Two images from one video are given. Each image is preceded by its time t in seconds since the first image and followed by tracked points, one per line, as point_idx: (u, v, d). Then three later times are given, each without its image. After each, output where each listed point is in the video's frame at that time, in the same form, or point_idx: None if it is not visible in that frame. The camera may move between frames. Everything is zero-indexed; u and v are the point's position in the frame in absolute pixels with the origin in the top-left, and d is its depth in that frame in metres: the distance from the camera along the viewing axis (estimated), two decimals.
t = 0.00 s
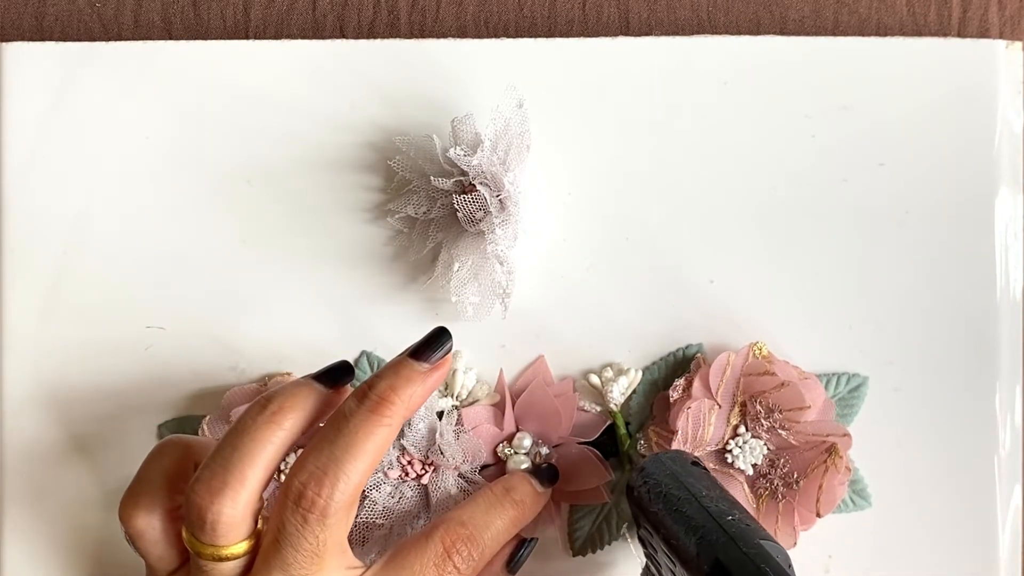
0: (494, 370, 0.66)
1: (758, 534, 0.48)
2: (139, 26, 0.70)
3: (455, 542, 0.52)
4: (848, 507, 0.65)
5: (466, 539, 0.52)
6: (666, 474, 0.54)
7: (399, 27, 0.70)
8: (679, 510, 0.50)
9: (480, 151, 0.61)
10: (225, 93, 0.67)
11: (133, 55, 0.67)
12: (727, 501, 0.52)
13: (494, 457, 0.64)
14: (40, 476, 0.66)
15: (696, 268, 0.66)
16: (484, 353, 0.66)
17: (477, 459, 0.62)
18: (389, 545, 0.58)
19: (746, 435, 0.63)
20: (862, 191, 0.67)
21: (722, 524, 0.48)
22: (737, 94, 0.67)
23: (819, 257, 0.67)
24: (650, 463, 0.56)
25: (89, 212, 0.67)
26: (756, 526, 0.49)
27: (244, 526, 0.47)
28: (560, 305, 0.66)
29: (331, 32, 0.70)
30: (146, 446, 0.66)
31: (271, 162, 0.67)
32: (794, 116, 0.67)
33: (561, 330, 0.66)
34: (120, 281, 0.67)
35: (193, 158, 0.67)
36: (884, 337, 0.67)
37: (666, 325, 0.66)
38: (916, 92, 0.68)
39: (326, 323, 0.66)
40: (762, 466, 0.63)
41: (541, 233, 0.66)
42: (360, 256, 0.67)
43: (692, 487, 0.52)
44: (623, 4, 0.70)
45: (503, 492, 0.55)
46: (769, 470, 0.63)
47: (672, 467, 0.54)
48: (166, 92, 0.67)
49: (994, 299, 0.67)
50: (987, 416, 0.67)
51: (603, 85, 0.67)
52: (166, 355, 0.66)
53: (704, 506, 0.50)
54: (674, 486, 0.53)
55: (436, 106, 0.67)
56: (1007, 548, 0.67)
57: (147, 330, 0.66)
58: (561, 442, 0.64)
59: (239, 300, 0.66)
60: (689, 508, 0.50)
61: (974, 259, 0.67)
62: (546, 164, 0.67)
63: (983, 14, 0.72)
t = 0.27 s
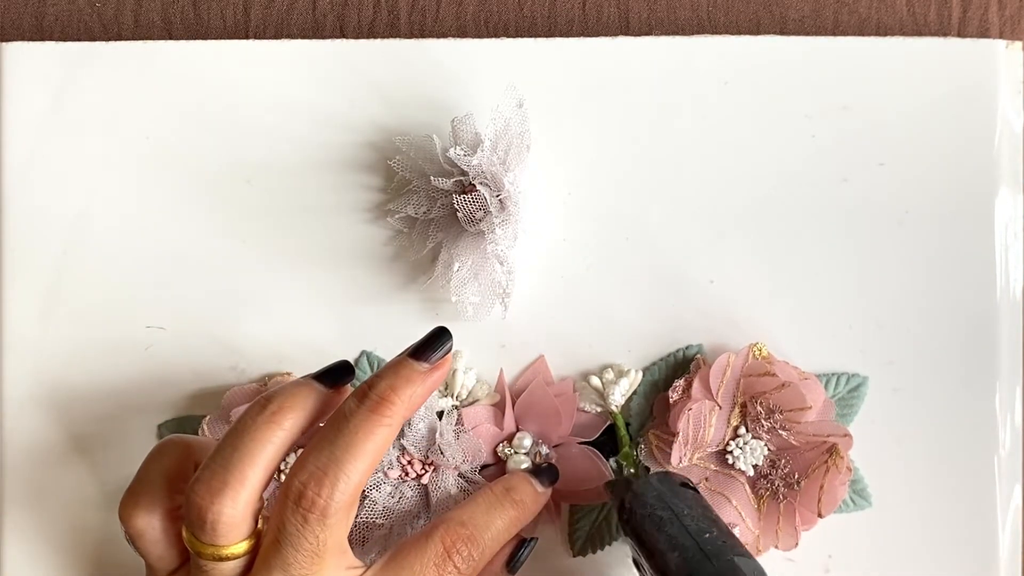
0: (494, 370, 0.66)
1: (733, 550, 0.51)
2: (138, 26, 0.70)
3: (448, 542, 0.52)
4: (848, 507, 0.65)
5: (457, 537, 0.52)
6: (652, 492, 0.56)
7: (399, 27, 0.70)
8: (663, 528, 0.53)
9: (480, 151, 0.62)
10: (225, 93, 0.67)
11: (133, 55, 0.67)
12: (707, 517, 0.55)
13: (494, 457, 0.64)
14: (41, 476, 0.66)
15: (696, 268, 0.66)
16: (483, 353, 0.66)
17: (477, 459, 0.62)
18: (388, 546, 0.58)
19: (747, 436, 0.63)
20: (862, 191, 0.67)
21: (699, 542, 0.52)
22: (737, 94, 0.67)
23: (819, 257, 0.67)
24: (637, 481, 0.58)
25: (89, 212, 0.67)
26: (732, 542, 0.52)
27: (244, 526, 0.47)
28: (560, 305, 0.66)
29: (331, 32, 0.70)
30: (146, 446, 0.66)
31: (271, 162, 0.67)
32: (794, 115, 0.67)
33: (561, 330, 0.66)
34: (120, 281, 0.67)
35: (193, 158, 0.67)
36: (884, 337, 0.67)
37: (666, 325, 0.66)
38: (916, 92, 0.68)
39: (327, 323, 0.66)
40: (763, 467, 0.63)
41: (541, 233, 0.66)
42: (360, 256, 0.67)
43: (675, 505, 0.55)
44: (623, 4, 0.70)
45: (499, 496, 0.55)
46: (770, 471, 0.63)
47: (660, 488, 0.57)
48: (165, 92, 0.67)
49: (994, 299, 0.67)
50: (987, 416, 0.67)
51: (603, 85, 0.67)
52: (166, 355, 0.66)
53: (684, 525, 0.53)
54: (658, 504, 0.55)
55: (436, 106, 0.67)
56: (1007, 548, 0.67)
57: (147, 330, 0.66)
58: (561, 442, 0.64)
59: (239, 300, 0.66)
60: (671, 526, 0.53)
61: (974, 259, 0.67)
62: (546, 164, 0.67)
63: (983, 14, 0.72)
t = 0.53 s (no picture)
0: (494, 370, 0.66)
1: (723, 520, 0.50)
2: (138, 26, 0.70)
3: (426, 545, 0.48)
4: (848, 507, 0.65)
5: (435, 540, 0.48)
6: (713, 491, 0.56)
7: (399, 27, 0.70)
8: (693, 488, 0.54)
9: (480, 151, 0.62)
10: (225, 93, 0.67)
11: (134, 55, 0.67)
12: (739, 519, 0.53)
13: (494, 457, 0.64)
14: (41, 476, 0.66)
15: (697, 268, 0.66)
16: (483, 353, 0.66)
17: (477, 458, 0.62)
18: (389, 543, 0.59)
19: (747, 436, 0.63)
20: (862, 191, 0.67)
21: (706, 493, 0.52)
22: (737, 94, 0.67)
23: (819, 257, 0.67)
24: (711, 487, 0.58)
25: (89, 212, 0.67)
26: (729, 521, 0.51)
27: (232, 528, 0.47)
28: (560, 305, 0.66)
29: (331, 32, 0.70)
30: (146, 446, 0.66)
31: (271, 162, 0.67)
32: (794, 116, 0.67)
33: (561, 330, 0.66)
34: (120, 281, 0.67)
35: (193, 158, 0.67)
36: (884, 338, 0.67)
37: (667, 325, 0.66)
38: (916, 92, 0.68)
39: (326, 323, 0.66)
40: (763, 467, 0.63)
41: (541, 232, 0.66)
42: (360, 256, 0.67)
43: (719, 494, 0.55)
44: (623, 4, 0.70)
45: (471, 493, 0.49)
46: (770, 471, 0.63)
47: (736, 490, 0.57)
48: (166, 92, 0.67)
49: (995, 299, 0.67)
50: (988, 416, 0.67)
51: (603, 85, 0.67)
52: (166, 355, 0.66)
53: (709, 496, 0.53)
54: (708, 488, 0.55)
55: (436, 106, 0.67)
56: (1007, 548, 0.67)
57: (147, 330, 0.66)
58: (561, 442, 0.64)
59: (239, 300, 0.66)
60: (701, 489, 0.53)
61: (975, 259, 0.67)
62: (546, 164, 0.67)
63: (982, 14, 0.72)
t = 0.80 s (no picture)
0: (494, 370, 0.66)
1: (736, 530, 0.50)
2: (138, 26, 0.70)
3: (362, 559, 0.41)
4: (849, 507, 0.65)
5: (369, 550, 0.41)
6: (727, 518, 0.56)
7: (399, 27, 0.70)
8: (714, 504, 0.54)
9: (480, 151, 0.62)
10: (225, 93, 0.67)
11: (134, 55, 0.67)
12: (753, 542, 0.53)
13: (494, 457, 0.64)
14: (41, 477, 0.66)
15: (697, 268, 0.66)
16: (483, 353, 0.66)
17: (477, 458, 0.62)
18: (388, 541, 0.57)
19: (747, 436, 0.63)
20: (861, 191, 0.67)
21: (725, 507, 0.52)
22: (737, 94, 0.67)
23: (819, 257, 0.67)
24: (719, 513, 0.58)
25: (89, 212, 0.67)
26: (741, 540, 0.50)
27: (197, 535, 0.44)
28: (560, 305, 0.66)
29: (331, 32, 0.70)
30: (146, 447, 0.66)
31: (271, 162, 0.67)
32: (793, 116, 0.67)
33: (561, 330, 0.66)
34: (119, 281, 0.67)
35: (193, 158, 0.67)
36: (884, 338, 0.67)
37: (667, 325, 0.66)
38: (916, 92, 0.68)
39: (326, 323, 0.66)
40: (764, 467, 0.63)
41: (541, 232, 0.66)
42: (359, 256, 0.66)
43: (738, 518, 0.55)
44: (623, 4, 0.70)
45: (397, 494, 0.42)
46: (770, 471, 0.63)
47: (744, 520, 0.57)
48: (166, 92, 0.67)
49: (994, 299, 0.67)
50: (988, 416, 0.67)
51: (603, 85, 0.67)
52: (166, 354, 0.66)
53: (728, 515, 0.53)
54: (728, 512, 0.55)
55: (436, 106, 0.67)
56: (1007, 548, 0.67)
57: (147, 330, 0.66)
58: (561, 442, 0.64)
59: (239, 300, 0.66)
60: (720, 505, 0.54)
61: (975, 258, 0.67)
62: (546, 164, 0.67)
63: (982, 14, 0.72)
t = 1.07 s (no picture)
0: (494, 370, 0.66)
1: None
2: (138, 26, 0.70)
3: (295, 536, 0.41)
4: (849, 508, 0.65)
5: (301, 526, 0.41)
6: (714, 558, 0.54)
7: (399, 27, 0.70)
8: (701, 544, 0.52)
9: (480, 151, 0.62)
10: (225, 93, 0.67)
11: (134, 56, 0.67)
12: None
13: (494, 457, 0.64)
14: (40, 477, 0.66)
15: (697, 268, 0.66)
16: (483, 353, 0.66)
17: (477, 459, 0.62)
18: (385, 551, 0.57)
19: (747, 436, 0.63)
20: (862, 191, 0.67)
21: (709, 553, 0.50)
22: (737, 94, 0.67)
23: (819, 257, 0.67)
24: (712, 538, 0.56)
25: (90, 213, 0.67)
26: None
27: (143, 518, 0.44)
28: (560, 305, 0.66)
29: (331, 32, 0.70)
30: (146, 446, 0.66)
31: (272, 162, 0.67)
32: (794, 116, 0.67)
33: (561, 330, 0.66)
34: (120, 281, 0.67)
35: (193, 158, 0.67)
36: (884, 338, 0.67)
37: (667, 325, 0.66)
38: (916, 92, 0.68)
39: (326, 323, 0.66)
40: (764, 467, 0.63)
41: (541, 232, 0.66)
42: (359, 256, 0.66)
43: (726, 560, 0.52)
44: (623, 4, 0.70)
45: (326, 470, 0.42)
46: (770, 471, 0.63)
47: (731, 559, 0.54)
48: (166, 92, 0.67)
49: (994, 299, 0.67)
50: (988, 417, 0.67)
51: (602, 85, 0.67)
52: (166, 354, 0.66)
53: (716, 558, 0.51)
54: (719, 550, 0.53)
55: (436, 106, 0.67)
56: (1007, 548, 0.67)
57: (148, 330, 0.66)
58: (560, 442, 0.64)
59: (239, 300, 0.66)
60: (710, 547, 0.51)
61: (975, 259, 0.67)
62: (546, 164, 0.67)
63: (982, 14, 0.72)
